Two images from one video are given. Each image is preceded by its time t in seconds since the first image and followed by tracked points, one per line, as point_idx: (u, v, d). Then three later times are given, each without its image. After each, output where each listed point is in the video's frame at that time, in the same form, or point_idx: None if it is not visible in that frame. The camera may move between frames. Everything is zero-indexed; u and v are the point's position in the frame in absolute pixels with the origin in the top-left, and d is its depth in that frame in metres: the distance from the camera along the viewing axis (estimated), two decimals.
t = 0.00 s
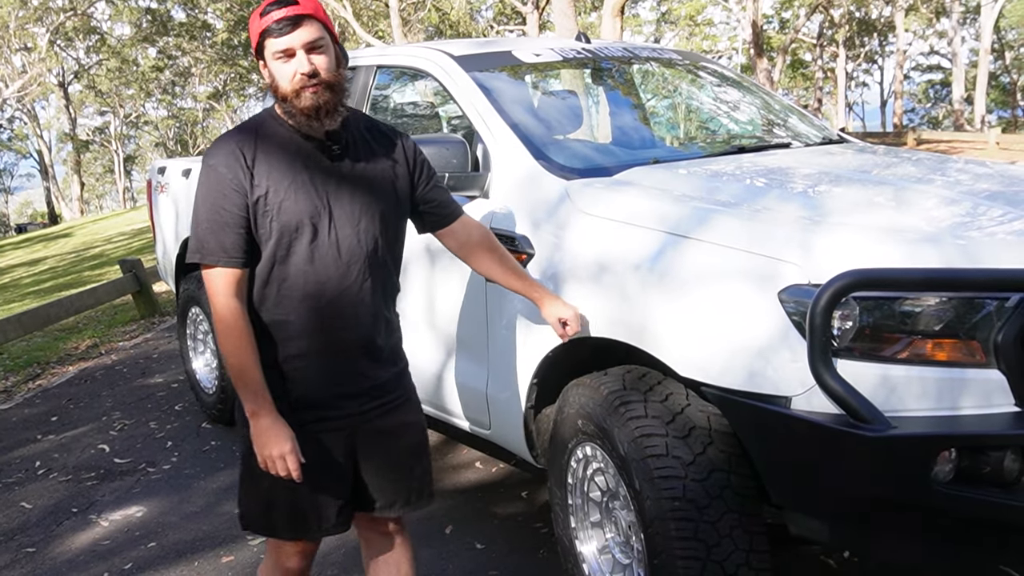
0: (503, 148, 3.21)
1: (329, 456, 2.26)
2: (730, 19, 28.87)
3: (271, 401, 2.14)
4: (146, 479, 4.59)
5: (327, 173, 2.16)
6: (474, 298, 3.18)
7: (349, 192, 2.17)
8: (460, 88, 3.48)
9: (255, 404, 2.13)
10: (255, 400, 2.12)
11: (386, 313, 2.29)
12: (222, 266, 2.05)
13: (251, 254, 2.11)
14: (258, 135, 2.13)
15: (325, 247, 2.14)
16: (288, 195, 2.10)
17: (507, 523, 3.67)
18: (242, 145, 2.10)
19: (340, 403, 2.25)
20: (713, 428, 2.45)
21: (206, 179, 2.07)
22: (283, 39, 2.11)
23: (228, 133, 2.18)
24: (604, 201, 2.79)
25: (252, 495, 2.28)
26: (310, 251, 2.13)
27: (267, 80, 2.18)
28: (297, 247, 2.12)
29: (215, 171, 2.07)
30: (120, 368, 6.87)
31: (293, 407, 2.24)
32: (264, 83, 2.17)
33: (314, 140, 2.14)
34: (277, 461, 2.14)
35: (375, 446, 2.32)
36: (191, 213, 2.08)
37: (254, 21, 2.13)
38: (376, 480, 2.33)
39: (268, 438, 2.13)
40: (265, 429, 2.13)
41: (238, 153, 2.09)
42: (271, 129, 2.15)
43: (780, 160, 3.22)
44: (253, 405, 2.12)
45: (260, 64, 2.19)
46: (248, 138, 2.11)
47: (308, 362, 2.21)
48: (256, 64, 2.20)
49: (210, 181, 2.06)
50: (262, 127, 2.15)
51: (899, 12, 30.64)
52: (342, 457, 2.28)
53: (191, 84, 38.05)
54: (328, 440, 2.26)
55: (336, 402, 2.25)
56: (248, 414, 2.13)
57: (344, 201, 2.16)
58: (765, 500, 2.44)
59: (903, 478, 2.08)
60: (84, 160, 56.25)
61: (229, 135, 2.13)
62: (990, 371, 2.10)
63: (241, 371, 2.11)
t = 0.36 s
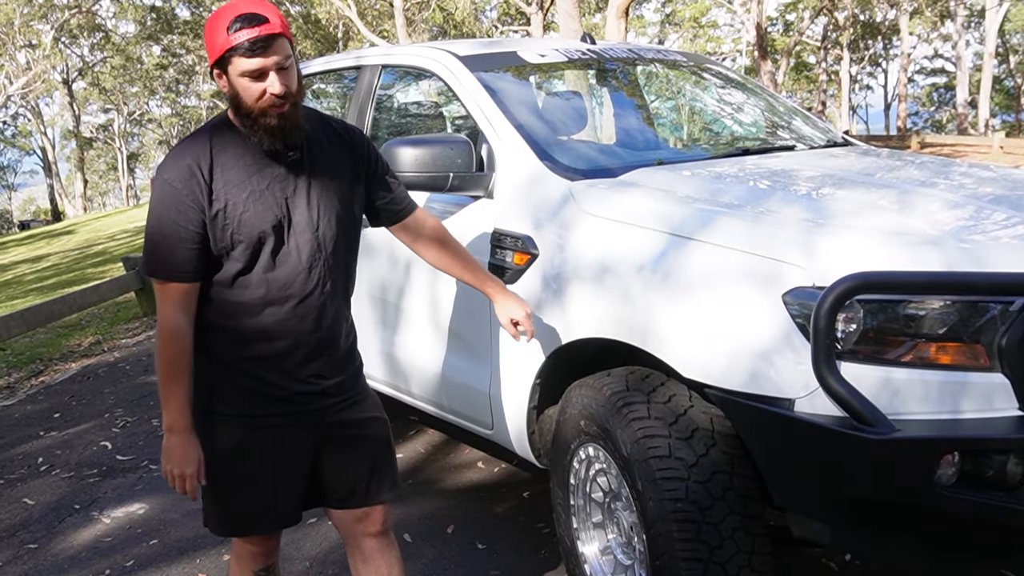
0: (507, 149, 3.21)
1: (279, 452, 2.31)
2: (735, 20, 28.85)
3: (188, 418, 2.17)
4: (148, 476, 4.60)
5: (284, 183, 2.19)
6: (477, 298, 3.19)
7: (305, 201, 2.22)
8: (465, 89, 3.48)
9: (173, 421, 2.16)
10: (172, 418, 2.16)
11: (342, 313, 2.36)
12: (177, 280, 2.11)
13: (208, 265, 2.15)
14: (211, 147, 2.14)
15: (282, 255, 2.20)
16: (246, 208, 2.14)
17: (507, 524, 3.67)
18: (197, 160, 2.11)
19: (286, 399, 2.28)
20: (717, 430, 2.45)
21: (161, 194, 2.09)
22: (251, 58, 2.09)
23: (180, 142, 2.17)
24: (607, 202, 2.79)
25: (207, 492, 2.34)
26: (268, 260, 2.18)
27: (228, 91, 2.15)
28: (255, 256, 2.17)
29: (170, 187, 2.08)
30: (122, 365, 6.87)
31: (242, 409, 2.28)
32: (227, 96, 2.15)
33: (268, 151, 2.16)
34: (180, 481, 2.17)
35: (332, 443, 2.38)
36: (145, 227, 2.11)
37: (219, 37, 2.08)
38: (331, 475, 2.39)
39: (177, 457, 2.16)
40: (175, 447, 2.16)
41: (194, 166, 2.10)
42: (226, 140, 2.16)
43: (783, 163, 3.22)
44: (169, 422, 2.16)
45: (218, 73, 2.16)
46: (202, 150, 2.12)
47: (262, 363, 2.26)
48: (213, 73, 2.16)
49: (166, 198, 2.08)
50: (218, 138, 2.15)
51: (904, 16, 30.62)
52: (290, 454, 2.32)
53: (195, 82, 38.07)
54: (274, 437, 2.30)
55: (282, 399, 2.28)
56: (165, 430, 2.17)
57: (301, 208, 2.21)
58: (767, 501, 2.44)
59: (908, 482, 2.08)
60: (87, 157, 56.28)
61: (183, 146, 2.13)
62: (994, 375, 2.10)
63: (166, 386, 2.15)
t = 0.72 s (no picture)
0: (511, 152, 3.21)
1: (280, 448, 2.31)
2: (739, 26, 28.87)
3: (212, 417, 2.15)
4: (148, 475, 4.59)
5: (280, 184, 2.22)
6: (477, 301, 3.19)
7: (299, 202, 2.26)
8: (470, 92, 3.48)
9: (197, 421, 2.13)
10: (194, 418, 2.13)
11: (330, 312, 2.41)
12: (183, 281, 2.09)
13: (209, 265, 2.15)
14: (209, 148, 2.13)
15: (280, 254, 2.23)
16: (246, 209, 2.15)
17: (507, 527, 3.67)
18: (198, 160, 2.10)
19: (286, 395, 2.30)
20: (717, 435, 2.45)
21: (161, 195, 2.07)
22: (278, 62, 2.10)
23: (174, 144, 2.15)
24: (608, 206, 2.79)
25: (208, 496, 2.29)
26: (267, 260, 2.20)
27: (242, 91, 2.14)
28: (255, 257, 2.19)
29: (172, 187, 2.07)
30: (123, 364, 6.88)
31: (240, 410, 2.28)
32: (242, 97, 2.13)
33: (266, 154, 2.19)
34: (212, 480, 2.14)
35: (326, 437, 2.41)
36: (144, 228, 2.08)
37: (246, 38, 2.07)
38: (330, 469, 2.42)
39: (205, 456, 2.13)
40: (203, 447, 2.13)
41: (195, 167, 2.09)
42: (222, 141, 2.16)
43: (785, 168, 3.22)
44: (193, 422, 2.13)
45: (231, 73, 2.13)
46: (201, 151, 2.12)
47: (259, 362, 2.27)
48: (226, 70, 2.12)
49: (169, 198, 2.06)
50: (216, 139, 2.15)
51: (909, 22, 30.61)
52: (292, 450, 2.33)
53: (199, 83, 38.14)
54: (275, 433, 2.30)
55: (281, 396, 2.30)
56: (190, 431, 2.14)
57: (296, 208, 2.25)
58: (767, 507, 2.44)
59: (908, 490, 2.08)
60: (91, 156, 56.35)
61: (180, 147, 2.11)
62: (995, 383, 2.09)
63: (184, 387, 2.12)
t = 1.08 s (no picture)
0: (514, 154, 3.20)
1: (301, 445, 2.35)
2: (743, 31, 28.90)
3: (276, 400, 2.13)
4: (148, 475, 4.59)
5: (302, 180, 2.25)
6: (477, 303, 3.19)
7: (317, 198, 2.30)
8: (473, 94, 3.48)
9: (264, 407, 2.11)
10: (261, 404, 2.11)
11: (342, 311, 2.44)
12: (233, 267, 2.06)
13: (247, 256, 2.13)
14: (246, 137, 2.13)
15: (309, 247, 2.24)
16: (282, 200, 2.16)
17: (505, 530, 3.66)
18: (238, 149, 2.10)
19: (309, 390, 2.34)
20: (717, 440, 2.44)
21: (205, 181, 2.05)
22: (320, 61, 2.14)
23: (207, 134, 2.14)
24: (610, 209, 2.79)
25: (229, 494, 2.30)
26: (297, 252, 2.21)
27: (278, 85, 2.16)
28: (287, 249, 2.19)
29: (218, 174, 2.05)
30: (124, 363, 6.88)
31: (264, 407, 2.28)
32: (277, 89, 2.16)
33: (292, 149, 2.21)
34: (288, 463, 2.12)
35: (346, 431, 2.45)
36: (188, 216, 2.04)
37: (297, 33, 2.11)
38: (349, 464, 2.46)
39: (278, 440, 2.12)
40: (275, 431, 2.12)
41: (236, 155, 2.08)
42: (256, 131, 2.16)
43: (787, 174, 3.22)
44: (262, 408, 2.11)
45: (268, 64, 2.15)
46: (239, 140, 2.11)
47: (285, 357, 2.29)
48: (265, 63, 2.14)
49: (216, 185, 2.04)
50: (249, 130, 2.15)
51: (913, 29, 30.59)
52: (315, 444, 2.38)
53: (204, 83, 38.18)
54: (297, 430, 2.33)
55: (302, 393, 2.33)
56: (258, 417, 2.11)
57: (315, 205, 2.29)
58: (766, 513, 2.43)
59: (907, 497, 2.07)
60: (95, 155, 56.46)
61: (217, 137, 2.11)
62: (996, 390, 2.09)
63: (247, 373, 2.09)
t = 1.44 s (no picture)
0: (517, 158, 3.21)
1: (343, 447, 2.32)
2: (745, 36, 28.92)
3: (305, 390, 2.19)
4: (147, 477, 4.59)
5: (359, 179, 2.29)
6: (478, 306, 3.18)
7: (372, 199, 2.33)
8: (475, 98, 3.48)
9: (295, 396, 2.17)
10: (293, 392, 2.17)
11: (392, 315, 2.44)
12: (279, 256, 2.11)
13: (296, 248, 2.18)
14: (305, 132, 2.20)
15: (361, 246, 2.27)
16: (336, 197, 2.21)
17: (505, 534, 3.66)
18: (295, 143, 2.17)
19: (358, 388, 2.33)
20: (716, 445, 2.44)
21: (265, 171, 2.12)
22: (395, 60, 2.22)
23: (272, 129, 2.22)
24: (611, 213, 2.79)
25: (281, 487, 2.31)
26: (349, 251, 2.25)
27: (352, 82, 2.21)
28: (339, 245, 2.23)
29: (273, 164, 2.12)
30: (125, 365, 6.89)
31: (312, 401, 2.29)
32: (351, 86, 2.21)
33: (352, 148, 2.27)
34: (309, 451, 2.20)
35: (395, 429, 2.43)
36: (242, 203, 2.11)
37: (375, 31, 2.18)
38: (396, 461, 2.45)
39: (303, 428, 2.18)
40: (301, 420, 2.18)
41: (294, 149, 2.16)
42: (316, 128, 2.23)
43: (788, 179, 3.22)
44: (292, 397, 2.16)
45: (345, 60, 2.20)
46: (297, 135, 2.18)
47: (335, 355, 2.29)
48: (342, 59, 2.20)
49: (270, 176, 2.11)
50: (311, 127, 2.21)
51: (915, 34, 30.59)
52: (363, 442, 2.36)
53: (206, 85, 38.21)
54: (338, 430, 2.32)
55: (349, 393, 2.32)
56: (287, 405, 2.17)
57: (370, 206, 2.32)
58: (764, 519, 2.43)
59: (904, 503, 2.07)
60: (97, 157, 56.55)
61: (280, 131, 2.19)
62: (995, 397, 2.09)
63: (280, 364, 2.14)
